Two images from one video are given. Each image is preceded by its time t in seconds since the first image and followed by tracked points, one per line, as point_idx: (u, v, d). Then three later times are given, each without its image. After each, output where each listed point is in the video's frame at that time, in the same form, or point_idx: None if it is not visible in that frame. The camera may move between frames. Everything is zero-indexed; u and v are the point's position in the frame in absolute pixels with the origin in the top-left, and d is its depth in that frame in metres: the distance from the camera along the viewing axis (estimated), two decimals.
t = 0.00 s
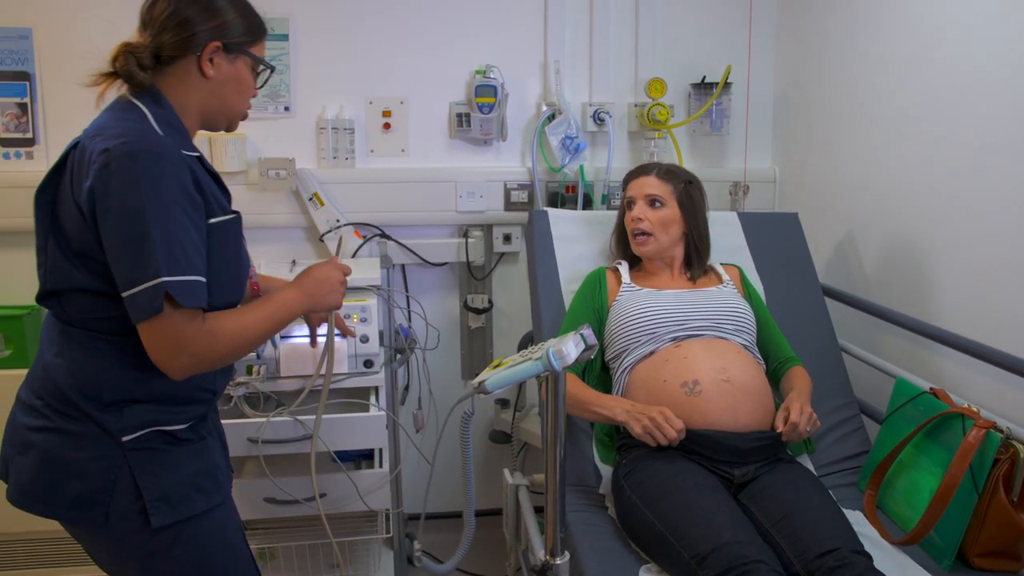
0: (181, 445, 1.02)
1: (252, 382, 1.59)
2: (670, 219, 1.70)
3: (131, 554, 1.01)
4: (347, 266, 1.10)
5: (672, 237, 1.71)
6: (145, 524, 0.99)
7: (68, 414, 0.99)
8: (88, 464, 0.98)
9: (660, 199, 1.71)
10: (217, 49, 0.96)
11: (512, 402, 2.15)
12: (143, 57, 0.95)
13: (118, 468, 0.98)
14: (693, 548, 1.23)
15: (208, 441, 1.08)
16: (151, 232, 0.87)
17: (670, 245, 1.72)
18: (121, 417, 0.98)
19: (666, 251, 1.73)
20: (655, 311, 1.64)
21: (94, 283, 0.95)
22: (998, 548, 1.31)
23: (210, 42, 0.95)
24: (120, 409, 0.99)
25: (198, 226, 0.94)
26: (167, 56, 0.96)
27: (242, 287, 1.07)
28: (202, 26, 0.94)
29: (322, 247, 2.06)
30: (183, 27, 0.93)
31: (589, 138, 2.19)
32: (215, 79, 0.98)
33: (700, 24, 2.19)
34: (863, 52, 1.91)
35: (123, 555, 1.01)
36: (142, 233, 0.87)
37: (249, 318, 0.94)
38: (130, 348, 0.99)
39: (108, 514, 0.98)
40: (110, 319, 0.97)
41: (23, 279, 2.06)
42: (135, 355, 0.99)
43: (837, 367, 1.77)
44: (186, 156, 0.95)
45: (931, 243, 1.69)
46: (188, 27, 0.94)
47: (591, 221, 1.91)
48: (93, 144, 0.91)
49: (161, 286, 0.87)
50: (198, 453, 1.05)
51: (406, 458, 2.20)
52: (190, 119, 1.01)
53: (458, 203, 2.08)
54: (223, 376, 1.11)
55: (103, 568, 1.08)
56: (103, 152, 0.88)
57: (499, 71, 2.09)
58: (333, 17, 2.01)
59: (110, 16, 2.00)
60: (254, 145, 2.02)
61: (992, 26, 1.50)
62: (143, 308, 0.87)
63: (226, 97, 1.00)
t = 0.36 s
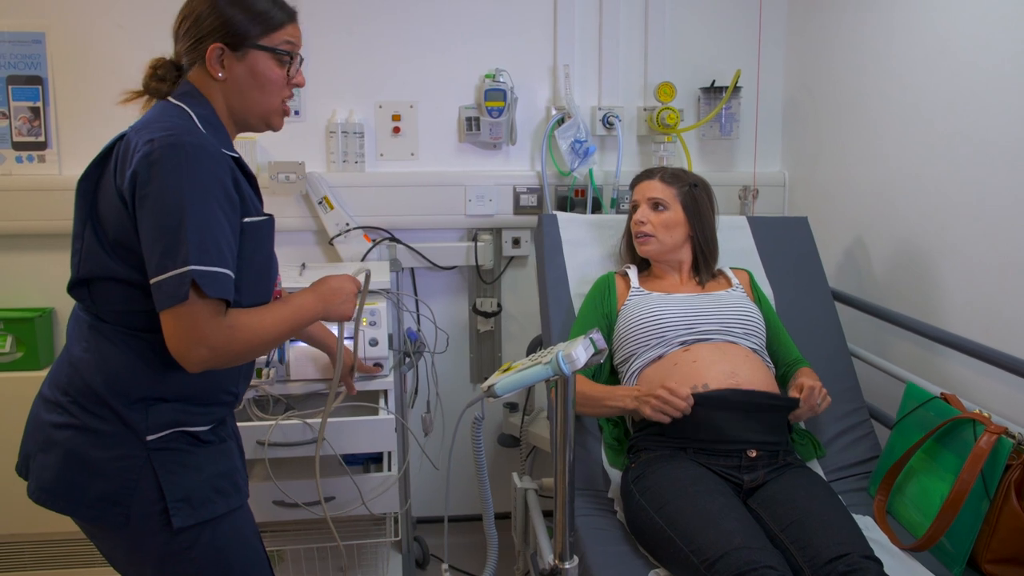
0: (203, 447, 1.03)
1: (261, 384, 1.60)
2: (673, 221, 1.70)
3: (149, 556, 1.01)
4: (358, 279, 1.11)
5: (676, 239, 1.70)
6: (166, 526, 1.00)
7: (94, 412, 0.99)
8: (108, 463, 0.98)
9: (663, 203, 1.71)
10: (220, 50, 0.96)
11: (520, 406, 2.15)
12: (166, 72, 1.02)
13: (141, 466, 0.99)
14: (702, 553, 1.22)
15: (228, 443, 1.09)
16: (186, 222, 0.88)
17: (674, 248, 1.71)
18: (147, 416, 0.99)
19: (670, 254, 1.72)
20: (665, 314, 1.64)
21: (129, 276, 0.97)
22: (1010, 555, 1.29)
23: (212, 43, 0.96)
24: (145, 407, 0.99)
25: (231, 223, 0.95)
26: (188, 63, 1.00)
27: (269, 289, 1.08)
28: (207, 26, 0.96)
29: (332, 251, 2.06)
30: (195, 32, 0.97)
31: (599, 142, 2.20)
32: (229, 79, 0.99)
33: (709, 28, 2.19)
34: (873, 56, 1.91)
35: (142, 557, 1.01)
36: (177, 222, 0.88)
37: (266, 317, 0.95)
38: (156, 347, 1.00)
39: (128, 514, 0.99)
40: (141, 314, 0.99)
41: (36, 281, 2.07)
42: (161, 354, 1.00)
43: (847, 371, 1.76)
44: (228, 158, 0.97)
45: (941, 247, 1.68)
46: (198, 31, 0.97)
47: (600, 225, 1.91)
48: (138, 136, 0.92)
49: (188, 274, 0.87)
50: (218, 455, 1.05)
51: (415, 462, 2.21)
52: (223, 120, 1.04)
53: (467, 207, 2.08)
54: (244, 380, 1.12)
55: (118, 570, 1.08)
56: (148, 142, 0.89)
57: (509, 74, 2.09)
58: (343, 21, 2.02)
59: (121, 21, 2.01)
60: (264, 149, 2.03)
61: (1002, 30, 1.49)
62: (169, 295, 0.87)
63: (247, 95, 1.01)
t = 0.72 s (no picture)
0: (211, 451, 1.03)
1: (268, 388, 1.60)
2: (680, 225, 1.69)
3: (154, 556, 1.01)
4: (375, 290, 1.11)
5: (683, 242, 1.69)
6: (169, 527, 1.00)
7: (103, 412, 1.00)
8: (117, 463, 0.99)
9: (671, 206, 1.70)
10: (243, 59, 0.97)
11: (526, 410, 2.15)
12: (191, 80, 1.03)
13: (147, 468, 0.99)
14: (708, 557, 1.21)
15: (238, 447, 1.09)
16: (198, 229, 0.88)
17: (681, 251, 1.70)
18: (155, 418, 1.00)
19: (677, 258, 1.71)
20: (671, 317, 1.63)
21: (142, 278, 0.97)
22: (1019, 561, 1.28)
23: (235, 52, 0.97)
24: (154, 409, 1.00)
25: (246, 232, 0.95)
26: (213, 70, 1.01)
27: (282, 298, 1.08)
28: (232, 35, 0.96)
29: (338, 254, 2.07)
30: (221, 40, 0.98)
31: (605, 146, 2.20)
32: (251, 88, 1.00)
33: (715, 32, 2.20)
34: (880, 61, 1.91)
35: (148, 559, 1.01)
36: (189, 228, 0.88)
37: (276, 325, 0.95)
38: (167, 349, 1.00)
39: (133, 513, 0.99)
40: (155, 316, 0.99)
41: (42, 284, 2.08)
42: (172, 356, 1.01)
43: (854, 376, 1.75)
44: (247, 167, 0.97)
45: (949, 253, 1.67)
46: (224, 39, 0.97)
47: (606, 229, 1.91)
48: (159, 142, 0.92)
49: (197, 282, 0.87)
50: (228, 459, 1.05)
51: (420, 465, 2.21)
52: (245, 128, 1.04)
53: (473, 211, 2.08)
54: (256, 385, 1.12)
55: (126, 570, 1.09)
56: (167, 150, 0.89)
57: (515, 79, 2.10)
58: (350, 26, 2.02)
59: (129, 25, 2.01)
60: (270, 152, 2.04)
61: (1011, 35, 1.48)
62: (180, 301, 0.88)
63: (267, 105, 1.01)
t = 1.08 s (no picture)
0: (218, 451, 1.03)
1: (273, 392, 1.61)
2: (685, 230, 1.69)
3: (164, 556, 1.01)
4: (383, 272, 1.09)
5: (688, 248, 1.69)
6: (181, 526, 1.00)
7: (115, 414, 1.00)
8: (128, 464, 0.99)
9: (675, 211, 1.70)
10: (266, 76, 0.97)
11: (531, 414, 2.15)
12: (213, 83, 1.03)
13: (157, 469, 0.99)
14: (713, 562, 1.21)
15: (245, 446, 1.09)
16: (216, 239, 0.88)
17: (686, 256, 1.70)
18: (165, 419, 1.00)
19: (682, 263, 1.71)
20: (675, 319, 1.61)
21: (156, 283, 0.97)
22: None
23: (259, 67, 0.97)
24: (164, 410, 1.00)
25: (259, 241, 0.95)
26: (234, 79, 1.00)
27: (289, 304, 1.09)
28: (257, 50, 0.96)
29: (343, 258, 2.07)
30: (246, 52, 0.97)
31: (609, 150, 2.20)
32: (270, 102, 1.00)
33: (720, 36, 2.20)
34: (885, 65, 1.91)
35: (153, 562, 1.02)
36: (207, 237, 0.88)
37: (290, 325, 0.95)
38: (178, 353, 1.00)
39: (144, 514, 0.99)
40: (168, 321, 0.99)
41: (49, 287, 2.09)
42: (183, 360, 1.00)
43: (860, 380, 1.75)
44: (259, 177, 0.98)
45: (954, 256, 1.67)
46: (251, 53, 0.97)
47: (611, 233, 1.91)
48: (175, 150, 0.92)
49: (215, 291, 0.87)
50: (236, 459, 1.06)
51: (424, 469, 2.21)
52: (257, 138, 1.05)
53: (478, 215, 2.09)
54: (262, 387, 1.12)
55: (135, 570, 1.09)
56: (183, 159, 0.89)
57: (520, 83, 2.10)
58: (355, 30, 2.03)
59: (135, 29, 2.02)
60: (275, 156, 2.04)
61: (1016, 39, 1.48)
62: (199, 309, 0.88)
63: (284, 122, 1.02)
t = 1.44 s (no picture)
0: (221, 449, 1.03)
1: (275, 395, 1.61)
2: (689, 233, 1.69)
3: (169, 555, 1.02)
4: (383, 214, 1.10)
5: (691, 251, 1.69)
6: (185, 524, 1.00)
7: (115, 415, 1.00)
8: (130, 464, 0.99)
9: (680, 215, 1.70)
10: (253, 75, 0.97)
11: (534, 417, 2.15)
12: (199, 81, 1.02)
13: (160, 468, 1.00)
14: (717, 566, 1.20)
15: (247, 445, 1.09)
16: (223, 238, 0.90)
17: (690, 260, 1.70)
18: (166, 418, 1.00)
19: (685, 266, 1.71)
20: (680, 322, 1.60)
21: (151, 283, 0.98)
22: None
23: (246, 67, 0.97)
24: (165, 409, 1.00)
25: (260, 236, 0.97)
26: (220, 78, 1.00)
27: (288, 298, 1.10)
28: (243, 51, 0.97)
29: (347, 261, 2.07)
30: (234, 52, 0.97)
31: (613, 153, 2.20)
32: (255, 102, 1.00)
33: (723, 39, 2.20)
34: (888, 68, 1.91)
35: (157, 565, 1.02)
36: (213, 237, 0.90)
37: (314, 297, 0.98)
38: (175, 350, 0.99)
39: (148, 514, 0.99)
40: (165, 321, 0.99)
41: (53, 290, 2.09)
42: (182, 359, 0.99)
43: (863, 384, 1.75)
44: (247, 175, 0.98)
45: (957, 259, 1.67)
46: (239, 52, 0.97)
47: (615, 237, 1.91)
48: (161, 155, 0.92)
49: (239, 289, 0.90)
50: (237, 456, 1.05)
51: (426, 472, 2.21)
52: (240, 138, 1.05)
53: (481, 218, 2.09)
54: (261, 383, 1.12)
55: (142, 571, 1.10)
56: (174, 163, 0.90)
57: (524, 86, 2.10)
58: (359, 34, 2.04)
59: (139, 33, 2.03)
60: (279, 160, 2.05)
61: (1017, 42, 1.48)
62: (219, 308, 0.90)
63: (268, 122, 1.02)
